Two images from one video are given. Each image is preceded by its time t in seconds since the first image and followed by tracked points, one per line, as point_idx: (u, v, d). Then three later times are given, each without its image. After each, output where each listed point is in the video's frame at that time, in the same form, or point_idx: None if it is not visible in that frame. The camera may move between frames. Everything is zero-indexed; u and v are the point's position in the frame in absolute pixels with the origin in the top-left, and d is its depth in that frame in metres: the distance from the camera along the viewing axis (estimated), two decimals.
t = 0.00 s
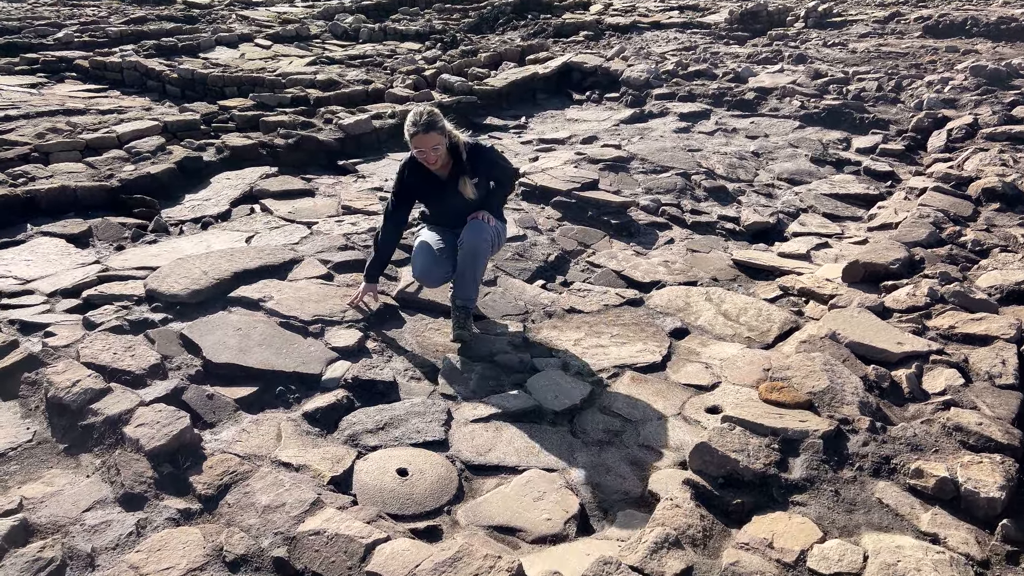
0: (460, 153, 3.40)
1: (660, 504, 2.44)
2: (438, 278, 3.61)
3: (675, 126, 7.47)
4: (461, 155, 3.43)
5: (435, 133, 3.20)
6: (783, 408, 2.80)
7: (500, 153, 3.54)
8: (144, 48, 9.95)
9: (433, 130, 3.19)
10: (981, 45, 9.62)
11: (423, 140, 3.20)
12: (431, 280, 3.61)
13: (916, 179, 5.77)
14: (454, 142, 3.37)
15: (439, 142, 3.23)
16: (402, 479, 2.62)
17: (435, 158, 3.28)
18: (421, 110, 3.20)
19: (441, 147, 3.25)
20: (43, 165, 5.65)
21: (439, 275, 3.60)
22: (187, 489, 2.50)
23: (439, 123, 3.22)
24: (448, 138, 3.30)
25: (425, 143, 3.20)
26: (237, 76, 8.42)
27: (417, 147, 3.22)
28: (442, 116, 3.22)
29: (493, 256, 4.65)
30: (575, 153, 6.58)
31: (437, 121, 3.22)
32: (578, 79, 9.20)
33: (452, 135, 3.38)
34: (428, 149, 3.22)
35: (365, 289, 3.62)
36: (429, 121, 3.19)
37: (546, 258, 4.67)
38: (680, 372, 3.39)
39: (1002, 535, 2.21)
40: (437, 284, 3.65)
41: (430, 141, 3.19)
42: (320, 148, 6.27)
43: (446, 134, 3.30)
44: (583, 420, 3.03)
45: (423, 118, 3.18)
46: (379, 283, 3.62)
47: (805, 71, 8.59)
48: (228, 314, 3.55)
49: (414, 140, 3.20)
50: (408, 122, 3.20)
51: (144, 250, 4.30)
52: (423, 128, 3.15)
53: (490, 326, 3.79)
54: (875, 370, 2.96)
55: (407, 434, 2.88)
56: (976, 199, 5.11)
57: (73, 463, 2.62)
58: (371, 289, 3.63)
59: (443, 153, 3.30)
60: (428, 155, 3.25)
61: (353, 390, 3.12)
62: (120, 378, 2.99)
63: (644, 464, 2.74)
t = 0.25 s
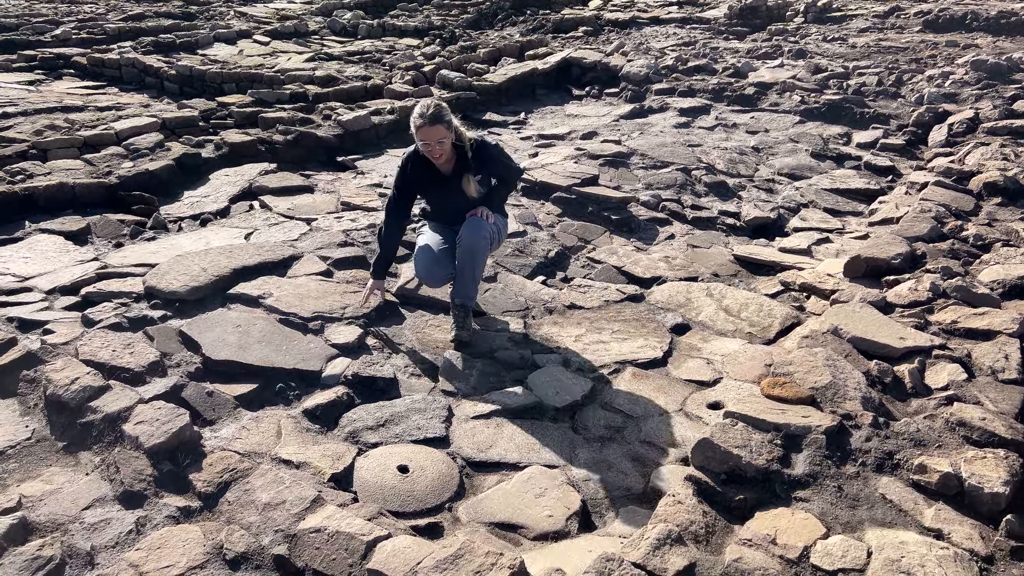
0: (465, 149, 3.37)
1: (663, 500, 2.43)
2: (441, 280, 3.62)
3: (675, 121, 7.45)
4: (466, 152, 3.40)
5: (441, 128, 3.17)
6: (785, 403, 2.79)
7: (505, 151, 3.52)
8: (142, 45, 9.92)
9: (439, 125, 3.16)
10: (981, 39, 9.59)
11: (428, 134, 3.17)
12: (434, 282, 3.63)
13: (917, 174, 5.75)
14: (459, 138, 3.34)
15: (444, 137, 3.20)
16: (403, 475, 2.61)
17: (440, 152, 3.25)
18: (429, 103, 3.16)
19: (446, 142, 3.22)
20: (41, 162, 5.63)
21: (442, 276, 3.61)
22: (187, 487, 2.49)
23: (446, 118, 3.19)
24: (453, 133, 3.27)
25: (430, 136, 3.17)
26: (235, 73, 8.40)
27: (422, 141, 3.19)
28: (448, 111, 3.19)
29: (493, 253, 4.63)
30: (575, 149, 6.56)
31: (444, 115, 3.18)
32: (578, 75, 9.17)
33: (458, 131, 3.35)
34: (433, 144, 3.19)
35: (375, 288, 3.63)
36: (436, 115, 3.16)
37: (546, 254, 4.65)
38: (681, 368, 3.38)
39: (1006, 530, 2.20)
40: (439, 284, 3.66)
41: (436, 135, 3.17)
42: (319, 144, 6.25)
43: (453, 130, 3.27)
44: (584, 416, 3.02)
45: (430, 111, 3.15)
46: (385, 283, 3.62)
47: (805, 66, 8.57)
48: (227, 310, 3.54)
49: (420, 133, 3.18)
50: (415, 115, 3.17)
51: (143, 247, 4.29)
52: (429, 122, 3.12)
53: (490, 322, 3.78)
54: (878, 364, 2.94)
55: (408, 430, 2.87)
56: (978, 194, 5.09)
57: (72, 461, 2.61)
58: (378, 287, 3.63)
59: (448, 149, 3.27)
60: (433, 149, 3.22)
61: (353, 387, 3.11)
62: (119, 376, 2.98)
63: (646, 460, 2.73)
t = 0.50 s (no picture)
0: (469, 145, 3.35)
1: (666, 500, 2.41)
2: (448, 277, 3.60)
3: (676, 118, 7.42)
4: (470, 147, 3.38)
5: (448, 125, 3.14)
6: (788, 402, 2.77)
7: (509, 146, 3.52)
8: (140, 43, 9.88)
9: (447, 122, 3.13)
10: (982, 35, 9.56)
11: (435, 130, 3.14)
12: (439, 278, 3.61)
13: (918, 170, 5.73)
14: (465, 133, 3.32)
15: (451, 133, 3.17)
16: (404, 476, 2.59)
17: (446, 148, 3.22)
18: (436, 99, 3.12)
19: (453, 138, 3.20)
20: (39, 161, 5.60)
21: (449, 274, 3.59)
22: (186, 488, 2.47)
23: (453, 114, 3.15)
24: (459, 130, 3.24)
25: (437, 133, 3.14)
26: (234, 71, 8.37)
27: (428, 136, 3.15)
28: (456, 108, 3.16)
29: (493, 251, 4.61)
30: (575, 146, 6.53)
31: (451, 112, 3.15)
32: (578, 72, 9.14)
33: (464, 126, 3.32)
34: (440, 140, 3.16)
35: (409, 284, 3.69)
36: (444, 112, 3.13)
37: (547, 252, 4.63)
38: (683, 366, 3.36)
39: (1012, 530, 2.18)
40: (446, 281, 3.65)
41: (443, 131, 3.13)
42: (319, 143, 6.22)
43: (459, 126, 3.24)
44: (586, 416, 3.00)
45: (438, 107, 3.12)
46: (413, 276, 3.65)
47: (806, 62, 8.54)
48: (226, 310, 3.52)
49: (426, 129, 3.14)
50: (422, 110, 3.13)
51: (142, 247, 4.27)
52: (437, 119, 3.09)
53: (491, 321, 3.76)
54: (881, 363, 2.93)
55: (409, 431, 2.85)
56: (980, 190, 5.07)
57: (71, 462, 2.59)
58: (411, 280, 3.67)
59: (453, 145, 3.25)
60: (439, 145, 3.19)
61: (353, 387, 3.09)
62: (118, 376, 2.96)
63: (649, 460, 2.72)
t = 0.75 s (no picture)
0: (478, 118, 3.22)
1: (668, 503, 2.40)
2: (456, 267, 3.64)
3: (676, 118, 7.41)
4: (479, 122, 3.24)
5: (459, 88, 3.02)
6: (791, 404, 2.76)
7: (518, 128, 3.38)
8: (139, 43, 9.86)
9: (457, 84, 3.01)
10: (982, 34, 9.55)
11: (445, 92, 3.01)
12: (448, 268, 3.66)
13: (919, 170, 5.72)
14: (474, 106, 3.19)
15: (462, 99, 3.04)
16: (405, 479, 2.58)
17: (454, 116, 3.08)
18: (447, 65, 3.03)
19: (462, 106, 3.06)
20: (38, 163, 5.59)
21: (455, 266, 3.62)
22: (185, 492, 2.46)
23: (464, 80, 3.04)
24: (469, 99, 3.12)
25: (447, 95, 3.01)
26: (233, 71, 8.36)
27: (437, 99, 3.02)
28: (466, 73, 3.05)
29: (494, 252, 4.60)
30: (575, 146, 6.52)
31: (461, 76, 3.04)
32: (577, 71, 9.13)
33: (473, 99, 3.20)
34: (449, 103, 3.03)
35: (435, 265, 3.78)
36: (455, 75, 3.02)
37: (547, 253, 4.62)
38: (684, 367, 3.35)
39: (1017, 533, 2.16)
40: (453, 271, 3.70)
41: (454, 93, 3.01)
42: (318, 143, 6.21)
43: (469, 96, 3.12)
44: (588, 418, 2.99)
45: (448, 71, 3.01)
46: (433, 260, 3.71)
47: (806, 62, 8.52)
48: (226, 312, 3.50)
49: (435, 91, 3.01)
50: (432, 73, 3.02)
51: (141, 248, 4.25)
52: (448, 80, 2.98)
53: (491, 322, 3.75)
54: (884, 364, 2.92)
55: (409, 433, 2.84)
56: (981, 190, 5.06)
57: (69, 466, 2.58)
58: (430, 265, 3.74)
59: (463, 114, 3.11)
60: (448, 112, 3.05)
61: (353, 389, 3.07)
62: (117, 379, 2.95)
63: (651, 463, 2.71)
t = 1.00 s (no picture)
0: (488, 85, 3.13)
1: (668, 509, 2.39)
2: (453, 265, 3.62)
3: (676, 121, 7.40)
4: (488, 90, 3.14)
5: (474, 45, 2.94)
6: (792, 409, 2.75)
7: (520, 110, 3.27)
8: (139, 45, 9.86)
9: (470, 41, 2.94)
10: (982, 36, 9.55)
11: (459, 48, 2.93)
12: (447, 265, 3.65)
13: (920, 172, 5.71)
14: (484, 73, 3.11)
15: (476, 56, 2.95)
16: (404, 485, 2.57)
17: (465, 73, 2.98)
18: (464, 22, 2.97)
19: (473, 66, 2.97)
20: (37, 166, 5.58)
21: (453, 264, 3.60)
22: (184, 497, 2.45)
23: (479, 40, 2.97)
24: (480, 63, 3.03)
25: (460, 50, 2.92)
26: (233, 74, 8.35)
27: (450, 54, 2.93)
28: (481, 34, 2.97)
29: (493, 255, 4.59)
30: (575, 149, 6.51)
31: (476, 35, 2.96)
32: (577, 74, 9.12)
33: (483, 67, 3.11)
34: (461, 59, 2.94)
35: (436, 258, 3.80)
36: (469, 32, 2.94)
37: (547, 256, 4.61)
38: (684, 371, 3.34)
39: (1018, 539, 2.16)
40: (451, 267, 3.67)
41: (468, 49, 2.92)
42: (318, 146, 6.21)
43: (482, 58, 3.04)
44: (587, 422, 2.98)
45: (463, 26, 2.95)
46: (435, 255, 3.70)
47: (806, 64, 8.52)
48: (225, 316, 3.50)
49: (449, 46, 2.93)
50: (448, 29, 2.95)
51: (140, 252, 4.24)
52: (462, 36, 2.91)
53: (491, 326, 3.74)
54: (885, 368, 2.91)
55: (409, 438, 2.83)
56: (982, 193, 5.06)
57: (68, 471, 2.57)
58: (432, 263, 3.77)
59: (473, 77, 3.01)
60: (459, 68, 2.96)
61: (353, 394, 3.07)
62: (115, 384, 2.94)
63: (651, 468, 2.70)
